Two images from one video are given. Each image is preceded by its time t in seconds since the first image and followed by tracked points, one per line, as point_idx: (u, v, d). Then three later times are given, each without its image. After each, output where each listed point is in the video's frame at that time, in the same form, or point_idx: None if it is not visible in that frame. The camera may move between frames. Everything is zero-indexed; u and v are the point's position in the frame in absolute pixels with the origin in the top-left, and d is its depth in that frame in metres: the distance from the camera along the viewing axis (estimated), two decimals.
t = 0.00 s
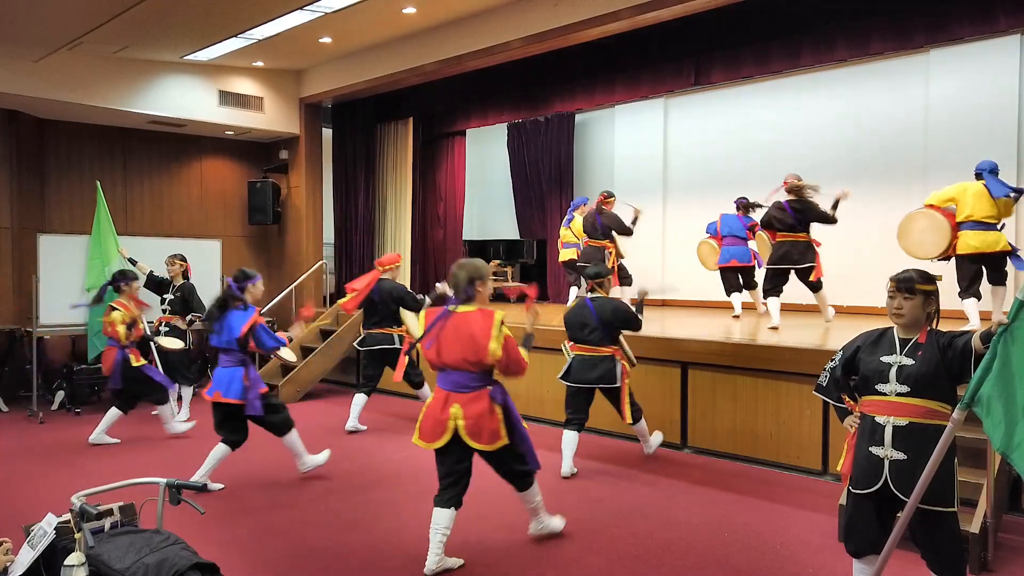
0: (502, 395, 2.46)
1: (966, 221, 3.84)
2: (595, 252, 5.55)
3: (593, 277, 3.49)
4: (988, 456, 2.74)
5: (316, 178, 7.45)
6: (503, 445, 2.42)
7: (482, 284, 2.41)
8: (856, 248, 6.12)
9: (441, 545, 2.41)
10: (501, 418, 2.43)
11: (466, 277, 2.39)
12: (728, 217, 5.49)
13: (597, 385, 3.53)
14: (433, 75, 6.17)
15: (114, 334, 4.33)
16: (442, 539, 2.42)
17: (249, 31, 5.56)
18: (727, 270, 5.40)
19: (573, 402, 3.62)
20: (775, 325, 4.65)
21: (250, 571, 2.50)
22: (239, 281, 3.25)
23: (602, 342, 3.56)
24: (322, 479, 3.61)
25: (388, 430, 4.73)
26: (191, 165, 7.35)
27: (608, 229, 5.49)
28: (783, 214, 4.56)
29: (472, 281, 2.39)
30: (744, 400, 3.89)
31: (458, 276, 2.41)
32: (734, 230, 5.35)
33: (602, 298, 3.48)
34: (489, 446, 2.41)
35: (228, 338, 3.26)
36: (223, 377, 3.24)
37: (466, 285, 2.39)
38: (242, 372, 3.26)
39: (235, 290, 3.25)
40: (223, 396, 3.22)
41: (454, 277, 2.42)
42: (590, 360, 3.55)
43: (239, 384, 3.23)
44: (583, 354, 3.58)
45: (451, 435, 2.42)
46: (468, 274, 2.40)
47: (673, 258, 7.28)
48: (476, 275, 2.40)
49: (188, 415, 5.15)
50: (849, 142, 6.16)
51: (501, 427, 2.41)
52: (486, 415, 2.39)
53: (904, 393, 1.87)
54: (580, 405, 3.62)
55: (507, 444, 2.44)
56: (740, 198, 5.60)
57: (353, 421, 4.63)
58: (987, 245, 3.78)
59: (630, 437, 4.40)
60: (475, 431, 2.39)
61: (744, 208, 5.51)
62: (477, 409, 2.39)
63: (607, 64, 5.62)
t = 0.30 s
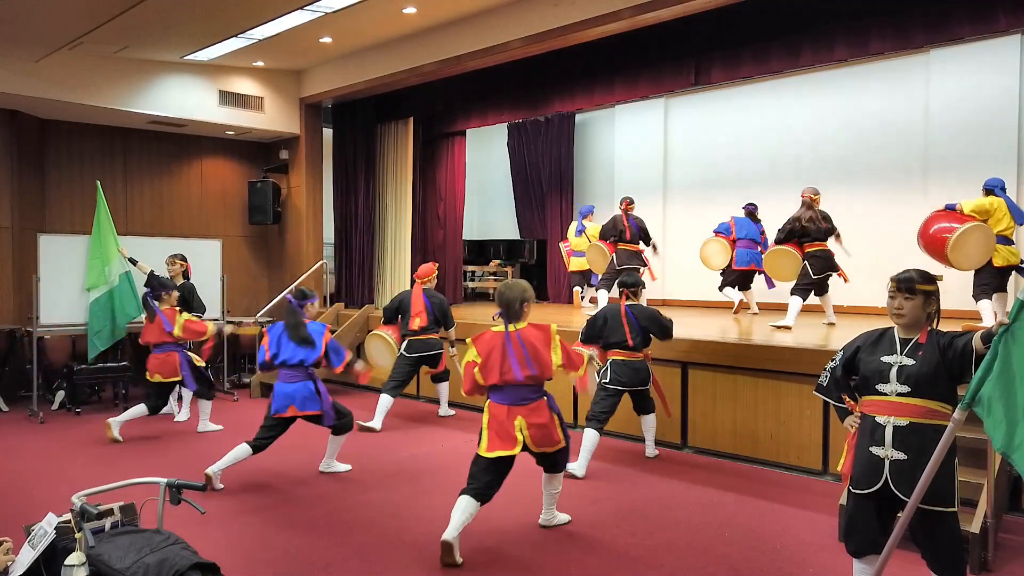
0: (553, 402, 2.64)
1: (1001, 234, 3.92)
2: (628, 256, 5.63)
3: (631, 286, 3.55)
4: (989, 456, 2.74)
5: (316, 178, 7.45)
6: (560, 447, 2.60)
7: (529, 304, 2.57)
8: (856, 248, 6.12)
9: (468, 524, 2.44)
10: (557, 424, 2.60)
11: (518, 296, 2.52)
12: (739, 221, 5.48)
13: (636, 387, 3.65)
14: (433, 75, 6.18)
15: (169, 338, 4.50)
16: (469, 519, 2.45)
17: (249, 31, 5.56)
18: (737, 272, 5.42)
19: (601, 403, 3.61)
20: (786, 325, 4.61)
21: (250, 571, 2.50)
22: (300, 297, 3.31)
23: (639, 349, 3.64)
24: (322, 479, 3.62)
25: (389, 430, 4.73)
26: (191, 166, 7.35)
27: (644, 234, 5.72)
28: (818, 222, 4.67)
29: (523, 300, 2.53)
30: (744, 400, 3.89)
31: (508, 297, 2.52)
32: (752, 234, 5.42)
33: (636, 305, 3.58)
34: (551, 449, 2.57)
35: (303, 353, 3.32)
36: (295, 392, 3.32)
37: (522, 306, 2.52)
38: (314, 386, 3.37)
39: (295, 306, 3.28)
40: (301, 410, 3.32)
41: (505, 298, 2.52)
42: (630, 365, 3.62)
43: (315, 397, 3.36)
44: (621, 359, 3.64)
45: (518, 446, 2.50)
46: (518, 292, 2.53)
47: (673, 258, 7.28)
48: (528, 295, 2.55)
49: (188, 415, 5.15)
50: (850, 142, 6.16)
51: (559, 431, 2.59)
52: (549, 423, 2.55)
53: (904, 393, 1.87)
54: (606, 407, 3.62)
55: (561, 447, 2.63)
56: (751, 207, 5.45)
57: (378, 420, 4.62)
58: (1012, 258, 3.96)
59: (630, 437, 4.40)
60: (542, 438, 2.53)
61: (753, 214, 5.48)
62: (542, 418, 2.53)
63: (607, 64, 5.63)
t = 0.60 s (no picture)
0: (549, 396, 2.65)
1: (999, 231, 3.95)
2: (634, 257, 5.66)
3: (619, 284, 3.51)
4: (989, 456, 2.74)
5: (316, 178, 7.45)
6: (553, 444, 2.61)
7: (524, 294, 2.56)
8: (856, 247, 6.12)
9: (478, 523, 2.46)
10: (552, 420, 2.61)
11: (512, 289, 2.52)
12: (732, 220, 5.48)
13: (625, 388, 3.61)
14: (433, 75, 6.17)
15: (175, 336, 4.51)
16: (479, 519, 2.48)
17: (250, 31, 5.56)
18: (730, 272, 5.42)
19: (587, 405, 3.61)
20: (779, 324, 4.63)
21: (250, 571, 2.50)
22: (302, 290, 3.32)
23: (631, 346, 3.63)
24: (322, 479, 3.62)
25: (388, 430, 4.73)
26: (191, 166, 7.35)
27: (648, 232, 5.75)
28: (814, 224, 4.64)
29: (517, 292, 2.53)
30: (744, 400, 3.89)
31: (503, 288, 2.52)
32: (745, 234, 5.40)
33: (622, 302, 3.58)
34: (545, 445, 2.58)
35: (308, 344, 3.37)
36: (293, 385, 3.33)
37: (515, 295, 2.52)
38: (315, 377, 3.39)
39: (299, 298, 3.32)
40: (300, 403, 3.33)
41: (500, 288, 2.52)
42: (623, 366, 3.61)
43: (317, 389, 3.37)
44: (610, 361, 3.62)
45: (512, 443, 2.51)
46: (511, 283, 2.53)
47: (673, 258, 7.28)
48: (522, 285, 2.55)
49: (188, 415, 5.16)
50: (851, 142, 6.15)
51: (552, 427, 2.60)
52: (544, 420, 2.55)
53: (905, 393, 1.87)
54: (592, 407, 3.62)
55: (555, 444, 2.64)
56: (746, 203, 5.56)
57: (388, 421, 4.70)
58: (1010, 256, 3.98)
59: (630, 438, 4.40)
60: (537, 434, 2.53)
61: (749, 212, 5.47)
62: (537, 415, 2.53)
63: (607, 64, 5.63)
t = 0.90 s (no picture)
0: (530, 400, 2.41)
1: (973, 223, 3.90)
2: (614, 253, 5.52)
3: (595, 274, 3.31)
4: (990, 456, 2.74)
5: (317, 178, 7.46)
6: (525, 452, 2.31)
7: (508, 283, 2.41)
8: (856, 247, 6.12)
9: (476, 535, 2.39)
10: (526, 424, 2.34)
11: (498, 274, 2.41)
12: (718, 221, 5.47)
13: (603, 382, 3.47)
14: (434, 76, 6.18)
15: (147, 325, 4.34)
16: (477, 529, 2.40)
17: (251, 31, 5.56)
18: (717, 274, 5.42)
19: (575, 403, 3.59)
20: (777, 327, 4.66)
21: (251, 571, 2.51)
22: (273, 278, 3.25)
23: (608, 337, 3.49)
24: (323, 479, 3.62)
25: (387, 430, 4.73)
26: (191, 166, 7.36)
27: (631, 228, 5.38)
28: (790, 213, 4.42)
29: (505, 278, 2.41)
30: (744, 401, 3.89)
31: (489, 272, 2.42)
32: (729, 233, 5.33)
33: (603, 292, 3.43)
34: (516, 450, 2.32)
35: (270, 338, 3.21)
36: (254, 377, 3.17)
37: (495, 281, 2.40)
38: (277, 373, 3.18)
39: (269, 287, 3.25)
40: (258, 398, 3.13)
41: (485, 274, 2.43)
42: (597, 357, 3.50)
43: (274, 384, 3.15)
44: (587, 352, 3.54)
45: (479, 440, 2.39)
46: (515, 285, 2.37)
47: (673, 258, 7.29)
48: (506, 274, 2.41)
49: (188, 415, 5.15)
50: (851, 142, 6.16)
51: (524, 431, 2.33)
52: (510, 419, 2.33)
53: (904, 394, 1.87)
54: (582, 406, 3.59)
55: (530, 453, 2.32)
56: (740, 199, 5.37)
57: (378, 424, 4.67)
58: (985, 249, 3.89)
59: (630, 437, 4.41)
60: (499, 434, 2.32)
61: (740, 207, 5.30)
62: (502, 411, 2.35)
63: (607, 64, 5.63)
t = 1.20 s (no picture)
0: (552, 402, 2.23)
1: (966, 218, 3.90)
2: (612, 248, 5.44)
3: (603, 272, 3.33)
4: (990, 457, 2.74)
5: (318, 178, 7.46)
6: (543, 460, 2.16)
7: (527, 282, 2.23)
8: (856, 247, 6.13)
9: (480, 540, 2.40)
10: (547, 429, 2.18)
11: (511, 273, 2.22)
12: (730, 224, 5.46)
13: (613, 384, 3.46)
14: (433, 76, 6.18)
15: (145, 328, 4.18)
16: (481, 534, 2.41)
17: (251, 31, 5.56)
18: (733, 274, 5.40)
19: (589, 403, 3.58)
20: (777, 327, 4.67)
21: (252, 571, 2.51)
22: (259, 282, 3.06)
23: (616, 340, 3.43)
24: (324, 479, 3.62)
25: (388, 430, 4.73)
26: (192, 166, 7.36)
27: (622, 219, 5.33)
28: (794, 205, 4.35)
29: (519, 278, 2.22)
30: (745, 401, 3.89)
31: (502, 272, 2.24)
32: (740, 234, 5.30)
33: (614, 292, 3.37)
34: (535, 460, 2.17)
35: (256, 347, 3.03)
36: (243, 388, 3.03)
37: (510, 280, 2.22)
38: (263, 384, 3.00)
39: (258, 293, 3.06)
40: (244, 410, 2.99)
41: (498, 274, 2.24)
42: (606, 358, 3.47)
43: (257, 396, 2.98)
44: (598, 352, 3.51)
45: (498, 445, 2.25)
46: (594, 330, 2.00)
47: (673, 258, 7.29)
48: (523, 272, 2.23)
49: (188, 415, 5.16)
50: (851, 142, 6.16)
51: (544, 438, 2.17)
52: (530, 426, 2.17)
53: (904, 394, 1.87)
54: (596, 405, 3.57)
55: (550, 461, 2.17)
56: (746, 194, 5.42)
57: (379, 423, 4.68)
58: (972, 242, 3.87)
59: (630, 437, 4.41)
60: (518, 441, 2.17)
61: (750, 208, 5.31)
62: (522, 418, 2.18)
63: (608, 63, 5.63)
